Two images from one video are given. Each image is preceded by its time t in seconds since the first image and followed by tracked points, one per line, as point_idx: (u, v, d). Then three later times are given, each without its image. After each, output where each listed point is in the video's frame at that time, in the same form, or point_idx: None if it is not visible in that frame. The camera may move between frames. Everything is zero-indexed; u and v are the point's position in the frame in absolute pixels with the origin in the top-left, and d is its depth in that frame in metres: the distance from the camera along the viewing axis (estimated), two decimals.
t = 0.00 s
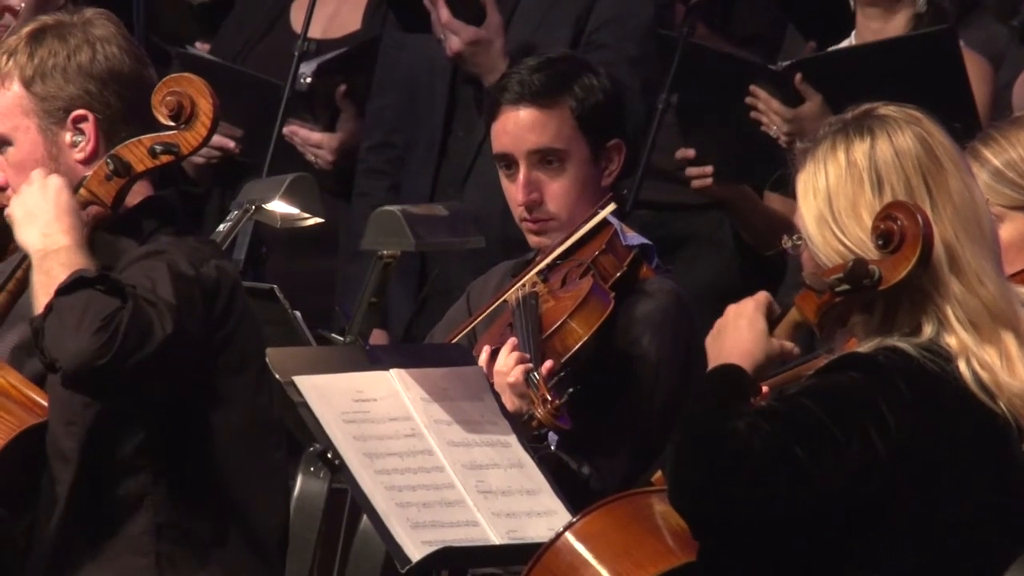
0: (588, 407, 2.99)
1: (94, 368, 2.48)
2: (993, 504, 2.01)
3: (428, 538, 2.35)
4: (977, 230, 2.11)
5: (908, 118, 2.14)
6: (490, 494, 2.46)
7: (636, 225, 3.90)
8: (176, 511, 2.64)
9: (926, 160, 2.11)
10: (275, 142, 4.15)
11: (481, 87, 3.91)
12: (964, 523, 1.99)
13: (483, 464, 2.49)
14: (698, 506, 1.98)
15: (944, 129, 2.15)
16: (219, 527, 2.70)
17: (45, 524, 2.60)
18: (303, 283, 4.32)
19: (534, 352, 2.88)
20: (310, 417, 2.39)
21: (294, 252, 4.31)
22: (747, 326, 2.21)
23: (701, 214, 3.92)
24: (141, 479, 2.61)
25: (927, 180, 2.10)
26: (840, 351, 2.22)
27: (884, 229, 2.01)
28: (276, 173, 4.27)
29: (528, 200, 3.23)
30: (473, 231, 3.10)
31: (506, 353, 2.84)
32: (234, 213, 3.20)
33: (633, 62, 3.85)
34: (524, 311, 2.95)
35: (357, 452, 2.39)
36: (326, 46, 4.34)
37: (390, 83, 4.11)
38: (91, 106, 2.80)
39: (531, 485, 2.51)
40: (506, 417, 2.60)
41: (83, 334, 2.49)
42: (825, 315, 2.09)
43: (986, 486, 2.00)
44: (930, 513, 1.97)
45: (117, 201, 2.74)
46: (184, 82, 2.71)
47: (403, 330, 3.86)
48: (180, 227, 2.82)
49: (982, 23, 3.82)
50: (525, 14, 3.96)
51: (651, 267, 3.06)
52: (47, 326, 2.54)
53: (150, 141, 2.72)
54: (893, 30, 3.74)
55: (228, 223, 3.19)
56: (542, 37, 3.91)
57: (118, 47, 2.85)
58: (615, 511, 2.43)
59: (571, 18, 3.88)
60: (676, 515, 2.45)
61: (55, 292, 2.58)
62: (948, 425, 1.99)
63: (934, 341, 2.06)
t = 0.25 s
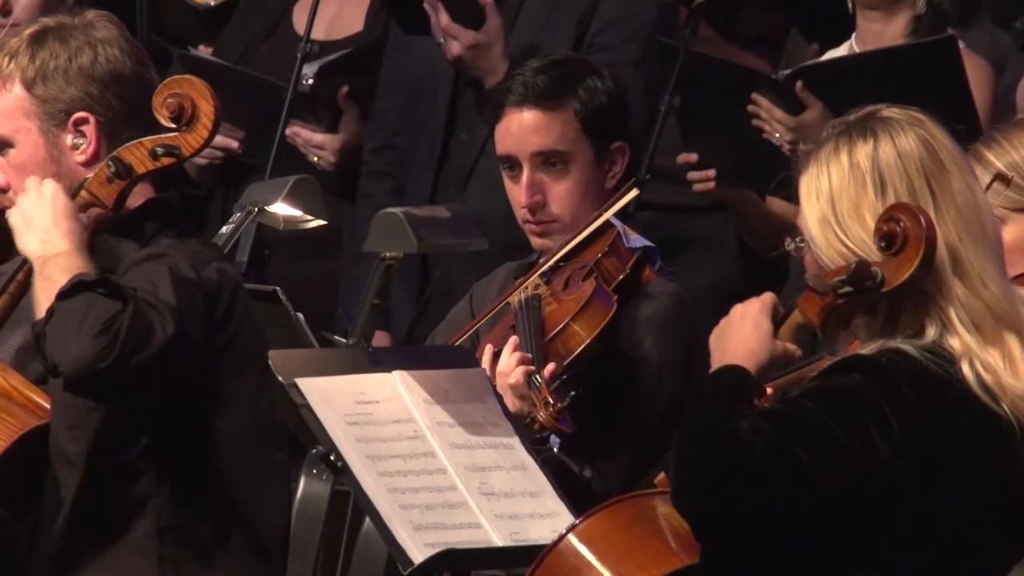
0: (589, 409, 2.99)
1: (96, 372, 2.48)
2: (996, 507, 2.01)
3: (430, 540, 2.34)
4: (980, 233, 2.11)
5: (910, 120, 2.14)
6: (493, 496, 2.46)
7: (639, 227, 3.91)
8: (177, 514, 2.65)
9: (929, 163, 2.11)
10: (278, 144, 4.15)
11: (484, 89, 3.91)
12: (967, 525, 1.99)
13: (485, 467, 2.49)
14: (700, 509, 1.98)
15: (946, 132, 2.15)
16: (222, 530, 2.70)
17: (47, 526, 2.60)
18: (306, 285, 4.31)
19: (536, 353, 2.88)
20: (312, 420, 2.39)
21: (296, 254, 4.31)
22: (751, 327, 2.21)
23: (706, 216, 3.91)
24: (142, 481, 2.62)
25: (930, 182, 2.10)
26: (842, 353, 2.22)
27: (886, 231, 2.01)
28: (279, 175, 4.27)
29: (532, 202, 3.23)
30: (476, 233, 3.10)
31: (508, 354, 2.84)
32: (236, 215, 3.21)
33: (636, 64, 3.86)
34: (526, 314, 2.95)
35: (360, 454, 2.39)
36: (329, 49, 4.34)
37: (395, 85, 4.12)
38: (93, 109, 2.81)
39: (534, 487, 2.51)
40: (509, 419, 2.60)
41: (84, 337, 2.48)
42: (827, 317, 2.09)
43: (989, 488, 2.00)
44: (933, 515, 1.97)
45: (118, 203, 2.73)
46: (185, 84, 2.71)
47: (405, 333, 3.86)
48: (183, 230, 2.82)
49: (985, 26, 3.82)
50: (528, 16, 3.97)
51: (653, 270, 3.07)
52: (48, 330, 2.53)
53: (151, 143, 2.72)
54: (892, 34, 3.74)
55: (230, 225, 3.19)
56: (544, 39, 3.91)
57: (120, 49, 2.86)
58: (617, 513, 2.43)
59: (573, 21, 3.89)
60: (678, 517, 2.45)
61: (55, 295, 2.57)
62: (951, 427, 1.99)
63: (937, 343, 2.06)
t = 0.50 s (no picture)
0: (597, 413, 2.99)
1: (102, 380, 2.49)
2: (1004, 511, 2.01)
3: (438, 544, 2.35)
4: (986, 237, 2.11)
5: (917, 124, 2.14)
6: (500, 500, 2.46)
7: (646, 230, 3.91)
8: (185, 517, 2.65)
9: (936, 167, 2.11)
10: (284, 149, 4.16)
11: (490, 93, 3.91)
12: (974, 529, 1.99)
13: (492, 470, 2.49)
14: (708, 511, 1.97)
15: (953, 135, 2.15)
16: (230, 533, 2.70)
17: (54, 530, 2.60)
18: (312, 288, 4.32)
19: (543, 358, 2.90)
20: (320, 423, 2.39)
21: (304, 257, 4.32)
22: (757, 330, 2.20)
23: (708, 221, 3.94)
24: (150, 484, 2.62)
25: (937, 186, 2.10)
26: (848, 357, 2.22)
27: (893, 235, 2.01)
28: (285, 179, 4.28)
29: (539, 206, 3.23)
30: (483, 236, 3.10)
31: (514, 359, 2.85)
32: (243, 219, 3.21)
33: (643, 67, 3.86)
34: (533, 317, 2.97)
35: (367, 458, 2.39)
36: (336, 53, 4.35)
37: (403, 89, 4.12)
38: (98, 113, 2.81)
39: (541, 491, 2.51)
40: (516, 423, 2.60)
41: (91, 344, 2.49)
42: (834, 321, 2.09)
43: (996, 492, 2.00)
44: (941, 519, 1.97)
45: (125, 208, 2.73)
46: (191, 88, 2.72)
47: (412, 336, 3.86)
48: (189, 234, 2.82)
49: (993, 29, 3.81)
50: (535, 21, 3.97)
51: (661, 274, 3.07)
52: (54, 330, 2.54)
53: (158, 148, 2.72)
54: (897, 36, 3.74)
55: (237, 229, 3.20)
56: (551, 43, 3.92)
57: (124, 53, 2.85)
58: (624, 518, 2.43)
59: (580, 24, 3.89)
60: (685, 521, 2.45)
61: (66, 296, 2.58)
62: (959, 432, 1.99)
63: (944, 347, 2.05)
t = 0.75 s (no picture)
0: (606, 417, 2.99)
1: (108, 388, 2.49)
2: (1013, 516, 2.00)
3: (447, 548, 2.36)
4: (995, 241, 2.10)
5: (926, 128, 2.14)
6: (509, 504, 2.46)
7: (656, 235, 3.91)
8: (194, 522, 2.65)
9: (945, 170, 2.10)
10: (294, 153, 4.16)
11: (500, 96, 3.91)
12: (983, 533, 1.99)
13: (501, 474, 2.49)
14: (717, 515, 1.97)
15: (962, 139, 2.15)
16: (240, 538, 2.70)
17: (64, 534, 2.61)
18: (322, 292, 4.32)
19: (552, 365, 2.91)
20: (328, 427, 2.39)
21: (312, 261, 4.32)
22: (766, 334, 2.21)
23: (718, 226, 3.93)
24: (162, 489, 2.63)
25: (945, 190, 2.10)
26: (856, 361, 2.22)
27: (902, 239, 2.01)
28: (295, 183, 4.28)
29: (549, 210, 3.23)
30: (492, 240, 3.10)
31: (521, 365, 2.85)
32: (252, 223, 3.22)
33: (654, 71, 3.84)
34: (541, 323, 2.99)
35: (375, 462, 2.40)
36: (345, 57, 4.35)
37: (414, 93, 4.12)
38: (105, 117, 2.82)
39: (550, 495, 2.51)
40: (525, 426, 2.58)
41: (97, 352, 2.49)
42: (844, 324, 2.08)
43: (1005, 497, 2.00)
44: (950, 522, 1.97)
45: (134, 212, 2.74)
46: (200, 92, 2.72)
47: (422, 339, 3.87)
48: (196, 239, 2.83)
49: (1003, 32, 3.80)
50: (545, 24, 3.97)
51: (669, 279, 3.08)
52: (60, 343, 2.54)
53: (167, 152, 2.73)
54: (911, 38, 3.79)
55: (246, 233, 3.21)
56: (561, 47, 3.92)
57: (131, 57, 2.86)
58: (633, 522, 2.42)
59: (590, 28, 3.89)
60: (694, 525, 2.44)
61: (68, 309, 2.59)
62: (968, 436, 1.99)
63: (953, 351, 2.05)
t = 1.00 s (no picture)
0: (618, 420, 3.00)
1: (114, 405, 2.50)
2: None
3: (458, 551, 2.35)
4: (1007, 245, 2.10)
5: (937, 132, 2.14)
6: (520, 507, 2.46)
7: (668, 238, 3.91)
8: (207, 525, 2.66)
9: (956, 174, 2.10)
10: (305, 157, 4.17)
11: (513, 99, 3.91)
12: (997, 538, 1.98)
13: (512, 478, 2.50)
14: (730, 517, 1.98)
15: (974, 144, 2.15)
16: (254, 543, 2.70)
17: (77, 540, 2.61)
18: (332, 296, 4.32)
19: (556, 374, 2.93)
20: (339, 430, 2.40)
21: (324, 265, 4.33)
22: (777, 338, 2.21)
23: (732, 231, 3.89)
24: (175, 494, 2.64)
25: (957, 195, 2.09)
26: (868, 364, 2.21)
27: (913, 243, 2.01)
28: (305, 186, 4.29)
29: (558, 213, 3.23)
30: (503, 243, 3.10)
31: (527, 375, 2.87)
32: (263, 227, 3.22)
33: (666, 75, 3.84)
34: (549, 330, 3.01)
35: (387, 465, 2.39)
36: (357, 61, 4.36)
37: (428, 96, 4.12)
38: (113, 121, 2.82)
39: (561, 499, 2.52)
40: (536, 430, 2.60)
41: (102, 368, 2.50)
42: (854, 328, 2.10)
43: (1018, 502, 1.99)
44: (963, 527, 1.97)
45: (143, 215, 2.75)
46: (209, 94, 2.72)
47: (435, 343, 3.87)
48: (206, 242, 2.84)
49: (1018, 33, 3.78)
50: (557, 27, 3.97)
51: (678, 284, 3.06)
52: (67, 362, 2.56)
53: (176, 155, 2.73)
54: (926, 40, 3.75)
55: (258, 236, 3.21)
56: (573, 50, 3.92)
57: (138, 61, 2.87)
58: (645, 525, 2.42)
59: (602, 31, 3.90)
60: (705, 529, 2.45)
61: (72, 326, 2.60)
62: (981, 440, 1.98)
63: (965, 355, 2.05)
